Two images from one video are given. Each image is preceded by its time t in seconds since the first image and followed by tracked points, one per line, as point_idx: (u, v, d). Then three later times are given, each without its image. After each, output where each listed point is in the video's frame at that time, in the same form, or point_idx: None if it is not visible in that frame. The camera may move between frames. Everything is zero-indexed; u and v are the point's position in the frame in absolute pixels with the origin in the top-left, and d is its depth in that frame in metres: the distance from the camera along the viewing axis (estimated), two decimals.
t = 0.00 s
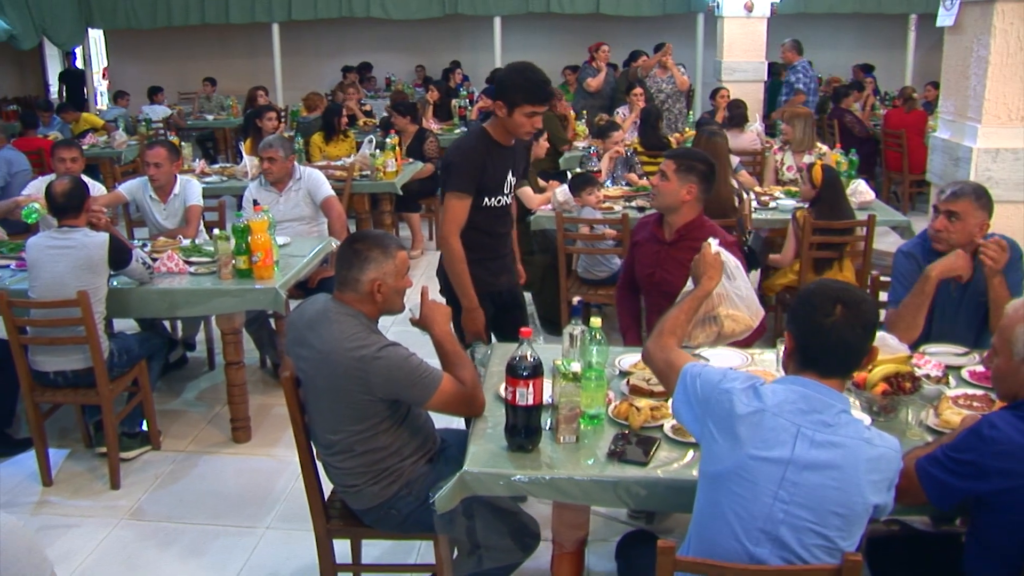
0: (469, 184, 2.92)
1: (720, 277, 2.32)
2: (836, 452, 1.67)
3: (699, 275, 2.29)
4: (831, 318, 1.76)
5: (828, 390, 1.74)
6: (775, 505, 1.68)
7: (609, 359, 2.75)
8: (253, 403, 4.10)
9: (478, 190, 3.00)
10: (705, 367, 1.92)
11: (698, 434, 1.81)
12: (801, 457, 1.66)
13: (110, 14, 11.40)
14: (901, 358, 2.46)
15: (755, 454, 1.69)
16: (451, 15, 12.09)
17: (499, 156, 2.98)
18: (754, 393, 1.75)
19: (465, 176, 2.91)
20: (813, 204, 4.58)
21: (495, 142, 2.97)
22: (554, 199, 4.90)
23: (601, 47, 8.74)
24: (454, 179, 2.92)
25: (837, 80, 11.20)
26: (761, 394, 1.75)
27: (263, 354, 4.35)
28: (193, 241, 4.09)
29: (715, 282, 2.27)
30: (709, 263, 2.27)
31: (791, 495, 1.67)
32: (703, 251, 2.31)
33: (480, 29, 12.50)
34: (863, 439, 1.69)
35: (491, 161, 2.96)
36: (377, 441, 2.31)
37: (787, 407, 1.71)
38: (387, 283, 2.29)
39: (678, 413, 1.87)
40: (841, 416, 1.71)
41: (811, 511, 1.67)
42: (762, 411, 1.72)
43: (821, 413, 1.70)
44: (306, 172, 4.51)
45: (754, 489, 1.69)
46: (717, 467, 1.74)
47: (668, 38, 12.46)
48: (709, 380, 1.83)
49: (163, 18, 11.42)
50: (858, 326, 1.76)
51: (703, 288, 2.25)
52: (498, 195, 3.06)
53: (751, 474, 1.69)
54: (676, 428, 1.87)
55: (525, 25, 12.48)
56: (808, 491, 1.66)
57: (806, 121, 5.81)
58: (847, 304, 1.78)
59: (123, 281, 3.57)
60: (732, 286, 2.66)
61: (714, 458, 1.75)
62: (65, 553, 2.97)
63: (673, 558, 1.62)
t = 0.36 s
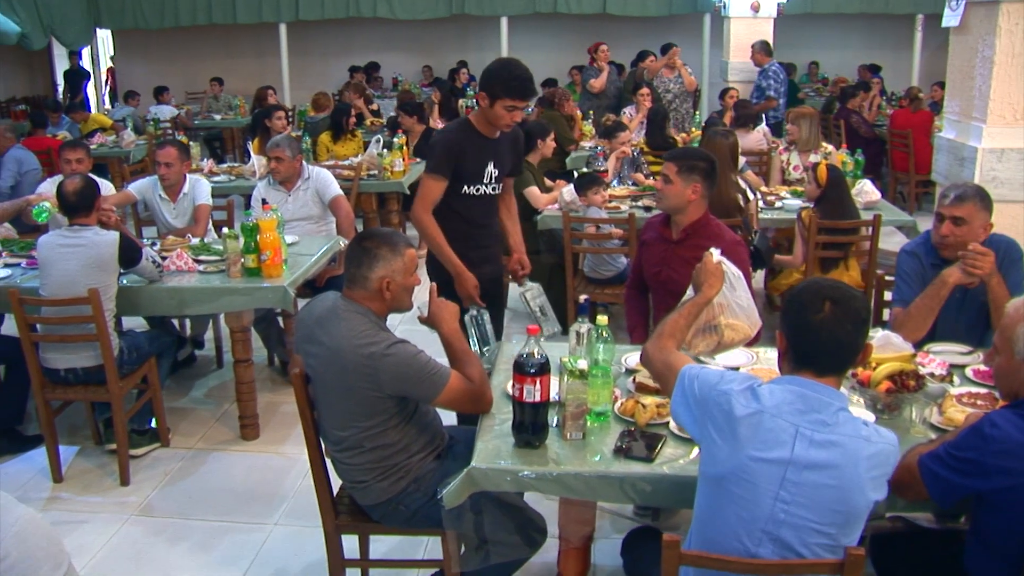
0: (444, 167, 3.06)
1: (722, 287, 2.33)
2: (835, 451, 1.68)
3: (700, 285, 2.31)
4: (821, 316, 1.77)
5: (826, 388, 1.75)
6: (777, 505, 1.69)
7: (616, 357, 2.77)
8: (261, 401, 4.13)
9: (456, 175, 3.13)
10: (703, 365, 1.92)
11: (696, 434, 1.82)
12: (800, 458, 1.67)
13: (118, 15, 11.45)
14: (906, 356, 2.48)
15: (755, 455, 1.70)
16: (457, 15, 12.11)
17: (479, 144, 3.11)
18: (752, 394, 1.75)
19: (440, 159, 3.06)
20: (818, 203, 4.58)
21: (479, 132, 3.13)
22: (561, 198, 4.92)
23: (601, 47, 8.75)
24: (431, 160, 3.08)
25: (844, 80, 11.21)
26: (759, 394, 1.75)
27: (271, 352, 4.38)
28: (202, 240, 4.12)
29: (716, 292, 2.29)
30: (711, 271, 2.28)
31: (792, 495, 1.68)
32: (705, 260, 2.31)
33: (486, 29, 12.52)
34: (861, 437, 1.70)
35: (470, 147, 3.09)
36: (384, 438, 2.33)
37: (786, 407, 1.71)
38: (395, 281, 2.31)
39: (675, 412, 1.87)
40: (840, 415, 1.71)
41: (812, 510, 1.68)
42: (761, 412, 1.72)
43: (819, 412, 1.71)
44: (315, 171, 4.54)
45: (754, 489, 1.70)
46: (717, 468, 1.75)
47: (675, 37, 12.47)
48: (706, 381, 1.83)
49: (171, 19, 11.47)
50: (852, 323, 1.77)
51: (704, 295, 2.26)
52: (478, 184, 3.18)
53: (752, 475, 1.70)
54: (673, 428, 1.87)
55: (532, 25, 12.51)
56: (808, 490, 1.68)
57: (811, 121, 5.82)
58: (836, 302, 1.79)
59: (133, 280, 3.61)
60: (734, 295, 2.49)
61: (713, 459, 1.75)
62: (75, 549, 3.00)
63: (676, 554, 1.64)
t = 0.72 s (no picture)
0: (428, 162, 3.21)
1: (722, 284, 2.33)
2: (842, 445, 1.70)
3: (700, 281, 2.30)
4: (827, 310, 1.79)
5: (830, 383, 1.77)
6: (786, 499, 1.71)
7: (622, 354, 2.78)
8: (269, 398, 4.16)
9: (437, 170, 3.27)
10: (706, 363, 1.94)
11: (704, 431, 1.83)
12: (809, 452, 1.69)
13: (127, 15, 11.51)
14: (910, 355, 2.50)
15: (765, 450, 1.71)
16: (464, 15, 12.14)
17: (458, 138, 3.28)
18: (760, 389, 1.77)
19: (424, 154, 3.20)
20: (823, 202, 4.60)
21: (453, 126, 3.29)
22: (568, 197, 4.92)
23: (602, 46, 8.81)
24: (415, 155, 3.21)
25: (851, 80, 11.21)
26: (767, 390, 1.77)
27: (279, 349, 4.41)
28: (211, 238, 4.15)
29: (717, 288, 2.28)
30: (712, 268, 2.28)
31: (801, 488, 1.70)
32: (708, 257, 2.33)
33: (494, 29, 12.54)
34: (866, 429, 1.73)
35: (450, 141, 3.25)
36: (394, 432, 2.35)
37: (794, 402, 1.74)
38: (399, 276, 2.33)
39: (682, 409, 1.88)
40: (844, 408, 1.74)
41: (821, 503, 1.70)
42: (770, 407, 1.74)
43: (826, 406, 1.73)
44: (323, 169, 4.57)
45: (763, 484, 1.72)
46: (726, 464, 1.76)
47: (681, 37, 12.48)
48: (713, 378, 1.84)
49: (179, 19, 11.52)
50: (856, 318, 1.79)
51: (704, 292, 2.26)
52: (459, 176, 3.34)
53: (762, 469, 1.71)
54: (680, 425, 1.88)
55: (539, 25, 12.53)
56: (817, 483, 1.70)
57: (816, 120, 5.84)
58: (841, 296, 1.81)
59: (143, 277, 3.64)
60: (735, 291, 2.50)
61: (723, 455, 1.77)
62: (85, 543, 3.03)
63: (684, 545, 1.66)
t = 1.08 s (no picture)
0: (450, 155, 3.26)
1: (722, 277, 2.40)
2: (847, 439, 1.72)
3: (702, 274, 2.37)
4: (830, 304, 1.81)
5: (835, 378, 1.79)
6: (793, 493, 1.72)
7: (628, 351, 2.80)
8: (278, 395, 4.19)
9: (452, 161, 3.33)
10: (711, 358, 1.96)
11: (710, 426, 1.85)
12: (815, 447, 1.71)
13: (135, 14, 11.57)
14: (916, 352, 2.51)
15: (771, 445, 1.73)
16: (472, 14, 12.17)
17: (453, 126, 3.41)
18: (767, 385, 1.79)
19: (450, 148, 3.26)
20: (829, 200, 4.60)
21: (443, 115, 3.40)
22: (575, 196, 4.94)
23: (606, 47, 8.79)
24: (436, 149, 3.24)
25: (858, 80, 11.20)
26: (773, 385, 1.79)
27: (287, 347, 4.44)
28: (221, 236, 4.19)
29: (717, 282, 2.35)
30: (712, 262, 2.35)
31: (808, 482, 1.72)
32: (708, 251, 2.39)
33: (501, 28, 12.56)
34: (870, 424, 1.75)
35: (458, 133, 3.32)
36: (403, 427, 2.38)
37: (799, 397, 1.75)
38: (407, 273, 2.35)
39: (689, 405, 1.90)
40: (849, 403, 1.76)
41: (827, 496, 1.72)
42: (776, 402, 1.75)
43: (831, 401, 1.75)
44: (331, 167, 4.59)
45: (770, 478, 1.74)
46: (732, 459, 1.78)
47: (688, 37, 12.49)
48: (720, 374, 1.86)
49: (188, 19, 11.57)
50: (859, 312, 1.81)
51: (705, 285, 2.32)
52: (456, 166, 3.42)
53: (769, 464, 1.73)
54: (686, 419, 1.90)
55: (546, 24, 12.54)
56: (823, 478, 1.71)
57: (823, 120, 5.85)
58: (845, 291, 1.83)
59: (153, 274, 3.67)
60: (735, 286, 2.56)
61: (730, 449, 1.78)
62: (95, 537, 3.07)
63: (689, 538, 1.68)
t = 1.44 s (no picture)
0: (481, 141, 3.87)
1: (723, 269, 2.42)
2: (851, 437, 1.74)
3: (703, 267, 2.39)
4: (831, 302, 1.84)
5: (840, 376, 1.81)
6: (797, 491, 1.74)
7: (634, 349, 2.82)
8: (285, 392, 4.22)
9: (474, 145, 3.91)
10: (717, 355, 1.97)
11: (715, 424, 1.86)
12: (819, 445, 1.73)
13: (144, 14, 11.62)
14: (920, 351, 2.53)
15: (775, 443, 1.75)
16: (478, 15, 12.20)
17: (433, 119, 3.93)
18: (771, 383, 1.81)
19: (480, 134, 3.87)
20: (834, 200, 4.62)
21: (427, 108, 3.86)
22: (582, 195, 4.96)
23: (612, 47, 8.82)
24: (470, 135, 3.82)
25: (865, 81, 11.19)
26: (777, 384, 1.81)
27: (295, 345, 4.47)
28: (230, 234, 4.21)
29: (719, 274, 2.37)
30: (714, 254, 2.37)
31: (811, 480, 1.74)
32: (708, 243, 2.41)
33: (508, 28, 12.59)
34: (874, 422, 1.77)
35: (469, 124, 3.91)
36: (411, 424, 2.40)
37: (804, 395, 1.77)
38: (417, 270, 2.38)
39: (694, 403, 1.92)
40: (853, 401, 1.78)
41: (830, 494, 1.74)
42: (780, 401, 1.77)
43: (835, 399, 1.77)
44: (339, 167, 4.61)
45: (774, 476, 1.75)
46: (738, 456, 1.80)
47: (694, 37, 12.49)
48: (724, 372, 1.88)
49: (196, 19, 11.62)
50: (861, 309, 1.84)
51: (706, 277, 2.34)
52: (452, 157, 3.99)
53: (773, 462, 1.75)
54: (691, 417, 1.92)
55: (553, 24, 12.56)
56: (826, 475, 1.73)
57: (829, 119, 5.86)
58: (845, 288, 1.85)
59: (164, 273, 3.71)
60: (735, 276, 2.60)
61: (735, 447, 1.80)
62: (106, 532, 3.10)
63: (694, 533, 1.70)
